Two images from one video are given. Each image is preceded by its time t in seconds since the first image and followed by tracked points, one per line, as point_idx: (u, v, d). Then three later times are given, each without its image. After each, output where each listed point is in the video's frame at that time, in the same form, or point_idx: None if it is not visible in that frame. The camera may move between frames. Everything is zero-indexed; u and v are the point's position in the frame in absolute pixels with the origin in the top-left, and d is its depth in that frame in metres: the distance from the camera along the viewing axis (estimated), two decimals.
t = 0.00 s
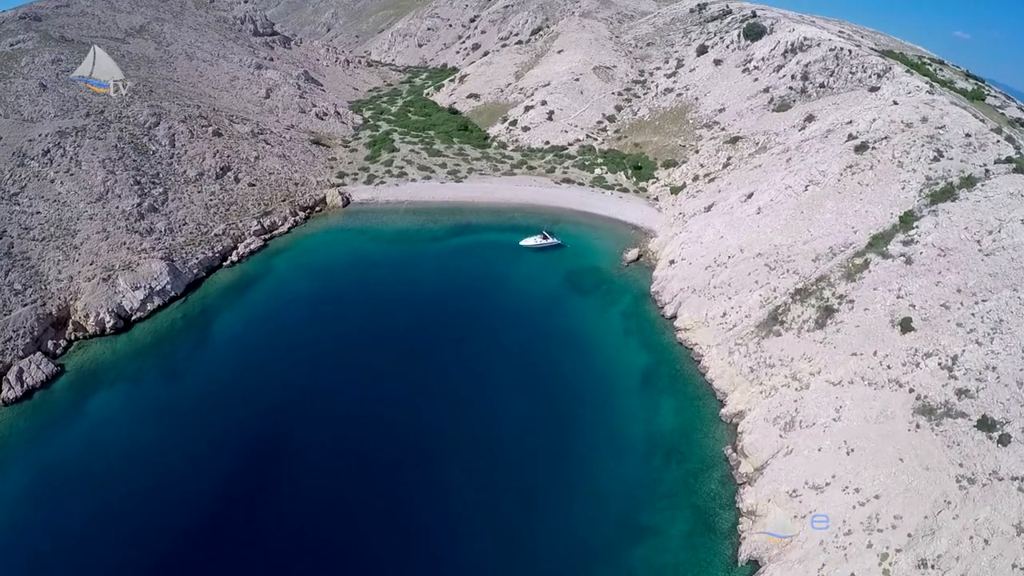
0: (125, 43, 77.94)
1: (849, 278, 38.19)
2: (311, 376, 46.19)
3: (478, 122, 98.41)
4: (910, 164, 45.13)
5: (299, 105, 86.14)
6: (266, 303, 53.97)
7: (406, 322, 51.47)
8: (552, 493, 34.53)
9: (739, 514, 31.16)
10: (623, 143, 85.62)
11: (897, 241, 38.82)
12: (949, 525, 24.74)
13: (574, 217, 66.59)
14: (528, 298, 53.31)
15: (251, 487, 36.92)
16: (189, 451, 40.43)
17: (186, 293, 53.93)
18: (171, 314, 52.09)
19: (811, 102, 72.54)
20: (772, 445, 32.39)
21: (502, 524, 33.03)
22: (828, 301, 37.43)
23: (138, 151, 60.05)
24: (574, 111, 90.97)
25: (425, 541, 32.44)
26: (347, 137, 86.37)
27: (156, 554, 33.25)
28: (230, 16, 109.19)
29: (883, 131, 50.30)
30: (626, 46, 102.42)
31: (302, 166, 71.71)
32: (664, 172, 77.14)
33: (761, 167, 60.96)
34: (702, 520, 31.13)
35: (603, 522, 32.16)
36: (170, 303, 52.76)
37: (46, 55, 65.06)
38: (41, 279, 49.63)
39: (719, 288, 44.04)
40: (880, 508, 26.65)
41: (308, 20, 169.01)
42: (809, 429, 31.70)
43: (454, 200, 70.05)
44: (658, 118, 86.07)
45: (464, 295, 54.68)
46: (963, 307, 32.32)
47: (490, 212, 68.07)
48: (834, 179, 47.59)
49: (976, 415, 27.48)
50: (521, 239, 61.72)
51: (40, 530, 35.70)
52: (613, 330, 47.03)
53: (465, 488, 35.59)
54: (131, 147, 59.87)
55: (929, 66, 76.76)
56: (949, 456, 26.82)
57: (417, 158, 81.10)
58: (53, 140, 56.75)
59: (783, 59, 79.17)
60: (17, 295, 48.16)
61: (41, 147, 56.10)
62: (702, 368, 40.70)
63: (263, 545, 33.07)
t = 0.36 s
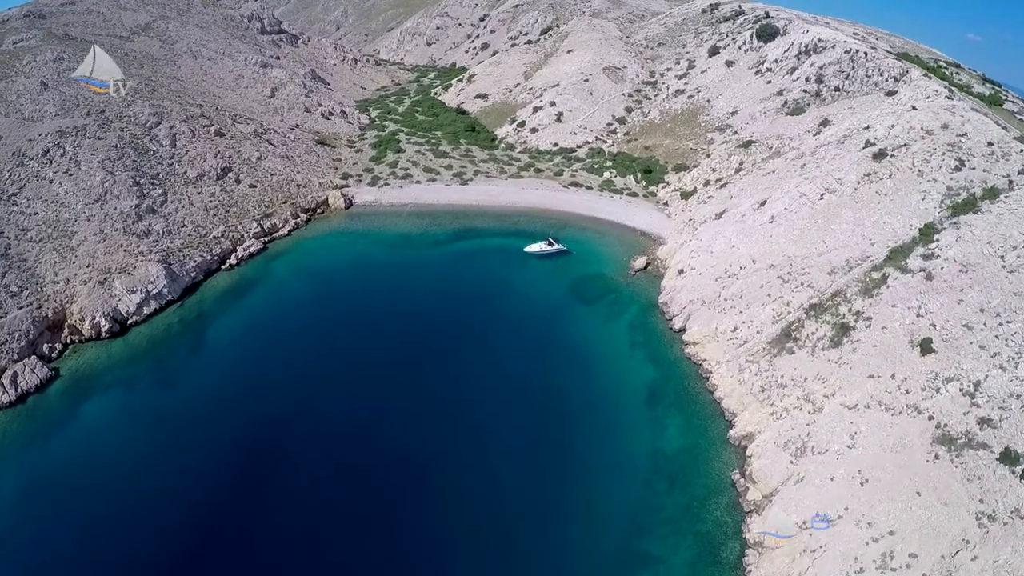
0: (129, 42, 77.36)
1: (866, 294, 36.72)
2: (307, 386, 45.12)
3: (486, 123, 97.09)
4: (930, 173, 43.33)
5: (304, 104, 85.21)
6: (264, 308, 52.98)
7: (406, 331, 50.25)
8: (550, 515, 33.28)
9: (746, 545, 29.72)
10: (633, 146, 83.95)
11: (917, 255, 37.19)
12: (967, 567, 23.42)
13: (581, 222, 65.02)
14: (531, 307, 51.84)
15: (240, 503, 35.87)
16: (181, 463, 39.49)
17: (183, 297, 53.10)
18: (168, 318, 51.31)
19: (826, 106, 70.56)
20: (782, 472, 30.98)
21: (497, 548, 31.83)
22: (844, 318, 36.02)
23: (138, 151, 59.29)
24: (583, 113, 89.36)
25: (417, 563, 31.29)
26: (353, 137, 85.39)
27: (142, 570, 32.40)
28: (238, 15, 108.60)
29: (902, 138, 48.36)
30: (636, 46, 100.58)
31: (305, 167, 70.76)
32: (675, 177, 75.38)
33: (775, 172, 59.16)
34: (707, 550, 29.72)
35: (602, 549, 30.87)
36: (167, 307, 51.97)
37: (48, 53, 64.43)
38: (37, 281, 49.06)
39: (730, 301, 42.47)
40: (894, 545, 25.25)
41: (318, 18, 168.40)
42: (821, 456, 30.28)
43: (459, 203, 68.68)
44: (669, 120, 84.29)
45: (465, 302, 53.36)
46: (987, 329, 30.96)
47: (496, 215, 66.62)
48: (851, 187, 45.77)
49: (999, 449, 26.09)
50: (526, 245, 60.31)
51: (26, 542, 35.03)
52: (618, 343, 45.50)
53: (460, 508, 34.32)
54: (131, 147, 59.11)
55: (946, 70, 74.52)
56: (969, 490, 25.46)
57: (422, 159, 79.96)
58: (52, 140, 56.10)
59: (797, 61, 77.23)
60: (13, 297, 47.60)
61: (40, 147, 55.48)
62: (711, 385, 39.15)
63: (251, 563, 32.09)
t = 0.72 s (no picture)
0: (138, 39, 76.86)
1: (888, 314, 34.79)
2: (303, 399, 44.09)
3: (498, 124, 95.48)
4: (957, 185, 41.09)
5: (313, 103, 84.27)
6: (264, 315, 52.06)
7: (407, 342, 48.95)
8: (547, 545, 31.97)
9: None
10: (647, 150, 81.84)
11: (943, 274, 35.12)
12: None
13: (591, 228, 63.12)
14: (535, 319, 50.22)
15: (230, 524, 35.03)
16: (172, 477, 38.76)
17: (182, 301, 52.29)
18: (166, 322, 50.59)
19: (846, 111, 68.08)
20: (794, 506, 29.26)
21: None
22: (865, 339, 34.14)
23: (142, 151, 58.57)
24: (596, 115, 87.39)
25: None
26: (362, 137, 84.29)
27: None
28: (249, 13, 108.05)
29: (927, 147, 45.86)
30: (652, 47, 98.28)
31: (311, 168, 69.69)
32: (689, 182, 73.19)
33: (793, 180, 56.89)
34: None
35: None
36: (165, 311, 51.21)
37: (54, 50, 63.92)
38: (35, 282, 48.53)
39: (744, 317, 40.55)
40: None
41: (332, 16, 167.89)
42: (837, 491, 28.60)
43: (466, 206, 67.19)
44: (684, 124, 82.09)
45: (469, 312, 51.90)
46: (1018, 357, 29.13)
47: (503, 220, 65.01)
48: (874, 199, 43.50)
49: None
50: (534, 252, 58.63)
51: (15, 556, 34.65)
52: (625, 359, 43.73)
53: (454, 537, 33.15)
54: (133, 147, 58.38)
55: (967, 75, 71.44)
56: (993, 535, 24.29)
57: (431, 161, 78.59)
58: (56, 139, 55.52)
59: (816, 64, 74.79)
60: (11, 298, 47.16)
61: (43, 146, 54.94)
62: (722, 407, 37.27)
63: None
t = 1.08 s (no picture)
0: (145, 37, 76.25)
1: (911, 336, 33.05)
2: (298, 410, 42.84)
3: (508, 125, 93.85)
4: (984, 199, 39.15)
5: (321, 103, 83.26)
6: (262, 321, 51.00)
7: (406, 352, 47.55)
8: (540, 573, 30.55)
9: None
10: (660, 153, 79.69)
11: (970, 295, 33.44)
12: None
13: (601, 235, 61.27)
14: (539, 330, 48.60)
15: (216, 540, 33.93)
16: (160, 489, 37.64)
17: (179, 305, 51.49)
18: (163, 327, 49.83)
19: (866, 117, 65.75)
20: (805, 543, 27.77)
21: None
22: (885, 364, 32.38)
23: (143, 151, 57.78)
24: (608, 117, 85.46)
25: None
26: (370, 137, 83.15)
27: None
28: (260, 11, 107.38)
29: (952, 157, 43.73)
30: (666, 48, 96.13)
31: (316, 170, 68.60)
32: (703, 188, 70.99)
33: (811, 189, 54.72)
34: None
35: None
36: (162, 315, 50.47)
37: (59, 48, 63.32)
38: (33, 284, 48.14)
39: (757, 336, 38.77)
40: None
41: (345, 15, 167.15)
42: (851, 529, 27.14)
43: (472, 210, 65.69)
44: (698, 127, 79.96)
45: (470, 322, 50.38)
46: None
47: (510, 225, 63.38)
48: (896, 212, 41.43)
49: None
50: (540, 260, 57.04)
51: None
52: (632, 375, 42.01)
53: (444, 561, 31.87)
54: (135, 146, 57.60)
55: (988, 81, 68.71)
56: None
57: (438, 163, 77.19)
58: (57, 138, 54.89)
59: (835, 67, 72.57)
60: (8, 299, 46.78)
61: (44, 145, 54.31)
62: (732, 431, 35.53)
63: None
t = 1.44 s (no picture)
0: (151, 35, 75.77)
1: (931, 357, 31.47)
2: (293, 420, 41.82)
3: (517, 126, 92.42)
4: (1009, 212, 37.33)
5: (327, 102, 82.40)
6: (260, 327, 50.13)
7: (405, 362, 46.42)
8: None
9: None
10: (670, 157, 77.86)
11: (993, 314, 31.90)
12: None
13: (608, 242, 59.72)
14: (542, 340, 47.30)
15: (202, 553, 33.08)
16: (149, 499, 36.78)
17: (176, 308, 50.77)
18: (159, 332, 49.16)
19: (883, 122, 63.69)
20: None
21: None
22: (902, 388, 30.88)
23: (143, 151, 57.07)
24: (618, 119, 83.83)
25: None
26: (376, 137, 82.20)
27: None
28: (268, 9, 106.84)
29: (975, 167, 42.04)
30: (678, 49, 94.23)
31: (320, 172, 67.69)
32: (714, 193, 69.13)
33: (826, 197, 52.78)
34: None
35: None
36: (158, 319, 49.82)
37: (63, 47, 62.82)
38: (29, 285, 47.80)
39: (768, 353, 37.24)
40: None
41: (356, 13, 166.51)
42: (862, 566, 25.93)
43: (476, 215, 64.45)
44: (710, 131, 78.12)
45: (472, 331, 49.16)
46: None
47: (515, 229, 62.01)
48: (916, 224, 39.58)
49: None
50: (544, 267, 55.72)
51: None
52: (637, 390, 40.61)
53: None
54: (136, 147, 56.94)
55: (1008, 86, 66.33)
56: None
57: (444, 164, 75.98)
58: (57, 138, 54.38)
59: (851, 70, 70.54)
60: (4, 302, 46.38)
61: (44, 145, 53.79)
62: (739, 455, 34.11)
63: None
